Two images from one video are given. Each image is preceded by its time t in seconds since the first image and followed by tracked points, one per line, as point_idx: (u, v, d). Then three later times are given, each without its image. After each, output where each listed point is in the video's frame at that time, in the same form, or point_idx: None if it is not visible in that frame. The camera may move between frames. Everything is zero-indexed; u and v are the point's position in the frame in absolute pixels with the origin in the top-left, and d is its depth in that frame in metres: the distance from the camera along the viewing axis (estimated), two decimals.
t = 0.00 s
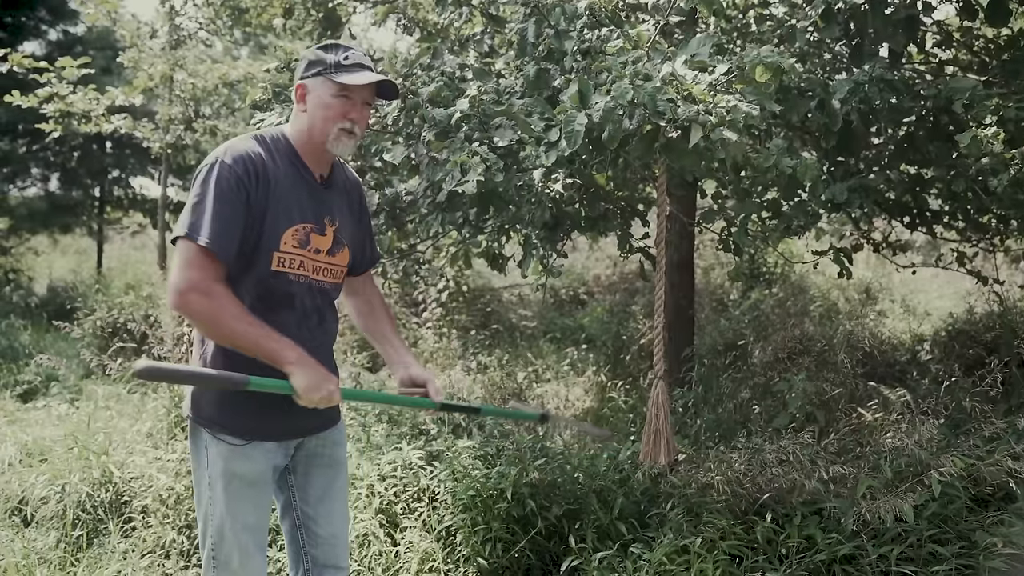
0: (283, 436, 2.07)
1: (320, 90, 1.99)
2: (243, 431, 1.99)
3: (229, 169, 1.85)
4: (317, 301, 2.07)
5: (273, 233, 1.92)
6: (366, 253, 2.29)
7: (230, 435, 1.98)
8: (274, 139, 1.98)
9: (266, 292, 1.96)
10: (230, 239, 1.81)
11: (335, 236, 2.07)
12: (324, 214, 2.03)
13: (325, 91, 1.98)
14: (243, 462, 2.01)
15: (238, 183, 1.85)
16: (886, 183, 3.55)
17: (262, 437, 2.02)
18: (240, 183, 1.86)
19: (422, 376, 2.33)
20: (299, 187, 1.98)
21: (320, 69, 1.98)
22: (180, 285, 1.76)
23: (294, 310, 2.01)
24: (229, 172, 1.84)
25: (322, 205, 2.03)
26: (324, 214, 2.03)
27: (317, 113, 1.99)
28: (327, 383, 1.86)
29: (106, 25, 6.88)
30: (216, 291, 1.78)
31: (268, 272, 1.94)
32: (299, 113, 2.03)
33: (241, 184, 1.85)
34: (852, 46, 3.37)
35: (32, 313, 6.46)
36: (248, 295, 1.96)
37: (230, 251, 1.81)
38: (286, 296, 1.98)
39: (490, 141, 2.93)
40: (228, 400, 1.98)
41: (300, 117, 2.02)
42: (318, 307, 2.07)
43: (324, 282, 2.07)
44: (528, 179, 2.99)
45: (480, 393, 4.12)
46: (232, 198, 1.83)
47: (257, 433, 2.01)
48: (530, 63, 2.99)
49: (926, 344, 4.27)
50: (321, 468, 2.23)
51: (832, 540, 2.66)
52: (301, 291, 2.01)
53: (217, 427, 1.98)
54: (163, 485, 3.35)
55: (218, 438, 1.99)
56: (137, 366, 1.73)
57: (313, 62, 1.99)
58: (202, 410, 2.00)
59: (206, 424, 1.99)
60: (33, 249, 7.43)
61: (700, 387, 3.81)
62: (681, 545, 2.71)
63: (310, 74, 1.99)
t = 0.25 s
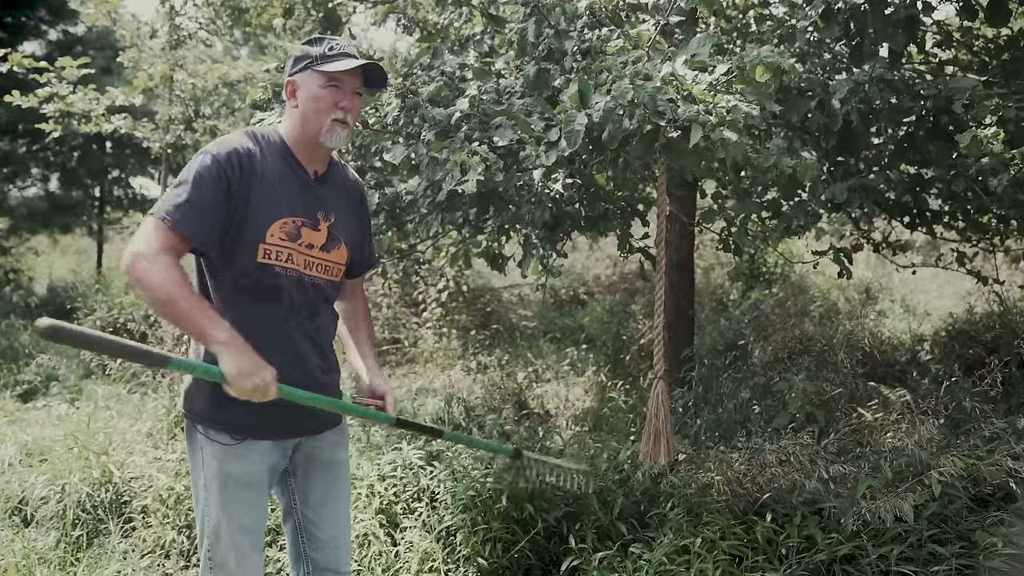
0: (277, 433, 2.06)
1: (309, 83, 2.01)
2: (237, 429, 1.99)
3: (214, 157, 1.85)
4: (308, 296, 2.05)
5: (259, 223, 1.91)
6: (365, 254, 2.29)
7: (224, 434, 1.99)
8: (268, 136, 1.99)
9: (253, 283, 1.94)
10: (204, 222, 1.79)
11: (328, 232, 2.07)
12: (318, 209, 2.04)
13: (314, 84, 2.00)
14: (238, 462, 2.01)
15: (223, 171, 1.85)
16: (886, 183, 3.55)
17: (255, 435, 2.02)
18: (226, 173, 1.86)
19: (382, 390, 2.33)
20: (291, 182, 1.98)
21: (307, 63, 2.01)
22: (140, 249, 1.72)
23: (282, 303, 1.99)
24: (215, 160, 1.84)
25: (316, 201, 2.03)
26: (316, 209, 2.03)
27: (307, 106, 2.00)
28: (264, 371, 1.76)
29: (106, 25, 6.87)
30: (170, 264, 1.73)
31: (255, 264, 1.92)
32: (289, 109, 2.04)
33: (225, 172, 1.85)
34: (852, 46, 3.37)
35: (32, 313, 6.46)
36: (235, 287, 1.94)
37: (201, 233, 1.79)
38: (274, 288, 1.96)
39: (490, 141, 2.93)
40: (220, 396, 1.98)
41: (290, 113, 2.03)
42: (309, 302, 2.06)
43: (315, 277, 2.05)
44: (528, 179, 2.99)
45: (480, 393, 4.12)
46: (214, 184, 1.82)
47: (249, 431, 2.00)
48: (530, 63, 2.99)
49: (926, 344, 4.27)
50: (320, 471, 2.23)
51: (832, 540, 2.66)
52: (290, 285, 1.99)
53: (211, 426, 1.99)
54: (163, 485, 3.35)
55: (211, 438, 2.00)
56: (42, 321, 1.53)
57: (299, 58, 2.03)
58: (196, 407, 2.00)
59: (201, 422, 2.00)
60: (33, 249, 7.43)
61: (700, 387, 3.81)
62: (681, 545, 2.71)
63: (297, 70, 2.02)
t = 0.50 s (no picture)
0: (275, 434, 2.07)
1: (311, 84, 2.01)
2: (235, 430, 2.00)
3: (210, 152, 1.85)
4: (305, 296, 2.05)
5: (255, 221, 1.90)
6: (365, 256, 2.29)
7: (223, 435, 2.00)
8: (268, 135, 2.00)
9: (248, 281, 1.94)
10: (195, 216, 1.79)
11: (326, 232, 2.07)
12: (316, 210, 2.04)
13: (315, 85, 2.00)
14: (236, 464, 2.02)
15: (220, 168, 1.85)
16: (886, 183, 3.55)
17: (253, 436, 2.02)
18: (224, 169, 1.86)
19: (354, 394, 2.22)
20: (289, 182, 1.98)
21: (308, 64, 2.01)
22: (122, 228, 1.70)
23: (278, 303, 1.98)
24: (210, 155, 1.84)
25: (314, 201, 2.04)
26: (313, 209, 2.03)
27: (308, 107, 2.00)
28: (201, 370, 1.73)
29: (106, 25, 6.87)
30: (143, 248, 1.71)
31: (251, 262, 1.92)
32: (290, 110, 2.04)
33: (220, 168, 1.85)
34: (852, 46, 3.37)
35: (32, 313, 6.46)
36: (230, 284, 1.94)
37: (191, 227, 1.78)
38: (270, 287, 1.96)
39: (490, 141, 2.93)
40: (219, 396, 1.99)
41: (291, 114, 2.03)
42: (307, 302, 2.06)
43: (312, 277, 2.05)
44: (528, 179, 2.99)
45: (480, 393, 4.12)
46: (207, 178, 1.82)
47: (248, 432, 2.01)
48: (530, 63, 2.99)
49: (926, 344, 4.27)
50: (319, 472, 2.23)
51: (832, 540, 2.66)
52: (287, 284, 1.99)
53: (209, 426, 1.99)
54: (163, 485, 3.35)
55: (209, 439, 2.00)
56: None
57: (299, 59, 2.02)
58: (194, 407, 2.01)
59: (199, 423, 2.00)
60: (33, 249, 7.43)
61: (700, 387, 3.81)
62: (681, 545, 2.71)
63: (298, 71, 2.02)
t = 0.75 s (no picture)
0: (277, 434, 2.06)
1: (311, 84, 2.01)
2: (237, 430, 2.00)
3: (206, 153, 1.86)
4: (305, 296, 2.05)
5: (254, 221, 1.91)
6: (366, 256, 2.29)
7: (225, 435, 2.00)
8: (267, 135, 2.00)
9: (248, 281, 1.94)
10: (192, 217, 1.79)
11: (325, 232, 2.06)
12: (315, 209, 2.04)
13: (316, 85, 2.00)
14: (238, 464, 2.01)
15: (218, 168, 1.86)
16: (886, 183, 3.55)
17: (255, 435, 2.02)
18: (222, 170, 1.86)
19: (365, 402, 2.27)
20: (289, 181, 1.98)
21: (308, 64, 2.01)
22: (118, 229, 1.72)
23: (279, 303, 1.98)
24: (207, 157, 1.85)
25: (313, 201, 2.03)
26: (313, 208, 2.03)
27: (308, 107, 2.00)
28: (199, 365, 1.72)
29: (106, 25, 6.88)
30: (137, 249, 1.72)
31: (250, 262, 1.92)
32: (289, 109, 2.03)
33: (217, 169, 1.85)
34: (853, 46, 3.36)
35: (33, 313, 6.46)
36: (230, 284, 1.94)
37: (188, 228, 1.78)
38: (270, 287, 1.96)
39: (490, 141, 2.93)
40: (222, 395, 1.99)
41: (291, 113, 2.03)
42: (307, 302, 2.06)
43: (313, 277, 2.05)
44: (528, 179, 2.99)
45: (480, 393, 4.12)
46: (203, 179, 1.82)
47: (249, 432, 2.01)
48: (530, 63, 2.99)
49: (926, 344, 4.26)
50: (321, 472, 2.23)
51: (832, 540, 2.66)
52: (287, 284, 1.98)
53: (211, 426, 1.99)
54: (163, 485, 3.35)
55: (212, 440, 2.00)
56: None
57: (299, 59, 2.02)
58: (195, 407, 2.01)
59: (201, 424, 2.00)
60: (33, 249, 7.43)
61: (700, 387, 3.81)
62: (681, 545, 2.71)
63: (298, 71, 2.02)
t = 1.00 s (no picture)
0: (276, 433, 2.05)
1: (336, 97, 1.99)
2: (236, 429, 1.99)
3: (208, 159, 1.86)
4: (305, 297, 2.04)
5: (255, 225, 1.91)
6: (368, 256, 2.27)
7: (223, 434, 1.99)
8: (267, 137, 1.99)
9: (250, 285, 1.95)
10: (195, 224, 1.80)
11: (325, 233, 2.06)
12: (315, 210, 2.03)
13: (340, 99, 1.99)
14: (236, 463, 2.01)
15: (221, 174, 1.86)
16: (886, 183, 3.55)
17: (254, 435, 2.01)
18: (225, 175, 1.87)
19: (421, 401, 2.29)
20: (288, 184, 1.98)
21: (336, 76, 1.98)
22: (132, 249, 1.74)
23: (279, 305, 1.99)
24: (209, 163, 1.85)
25: (313, 203, 2.03)
26: (312, 210, 2.02)
27: (326, 119, 1.99)
28: (256, 365, 1.80)
29: (106, 26, 6.88)
30: (160, 263, 1.75)
31: (252, 265, 1.92)
32: (300, 113, 2.00)
33: (218, 175, 1.85)
34: (852, 46, 3.36)
35: (33, 314, 6.46)
36: (232, 288, 1.95)
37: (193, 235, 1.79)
38: (271, 290, 1.96)
39: (490, 141, 2.93)
40: (222, 393, 1.99)
41: (305, 118, 1.99)
42: (308, 303, 2.05)
43: (314, 279, 2.05)
44: (528, 179, 2.99)
45: (480, 393, 4.12)
46: (206, 186, 1.83)
47: (248, 431, 2.00)
48: (530, 63, 2.99)
49: (926, 344, 4.26)
50: (320, 472, 2.22)
51: (832, 540, 2.66)
52: (288, 287, 1.98)
53: (210, 426, 1.99)
54: (163, 485, 3.35)
55: (211, 439, 2.00)
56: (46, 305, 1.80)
57: (324, 66, 1.98)
58: (195, 406, 2.01)
59: (200, 423, 2.00)
60: (33, 249, 7.43)
61: (700, 387, 3.81)
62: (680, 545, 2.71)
63: (324, 79, 1.98)
